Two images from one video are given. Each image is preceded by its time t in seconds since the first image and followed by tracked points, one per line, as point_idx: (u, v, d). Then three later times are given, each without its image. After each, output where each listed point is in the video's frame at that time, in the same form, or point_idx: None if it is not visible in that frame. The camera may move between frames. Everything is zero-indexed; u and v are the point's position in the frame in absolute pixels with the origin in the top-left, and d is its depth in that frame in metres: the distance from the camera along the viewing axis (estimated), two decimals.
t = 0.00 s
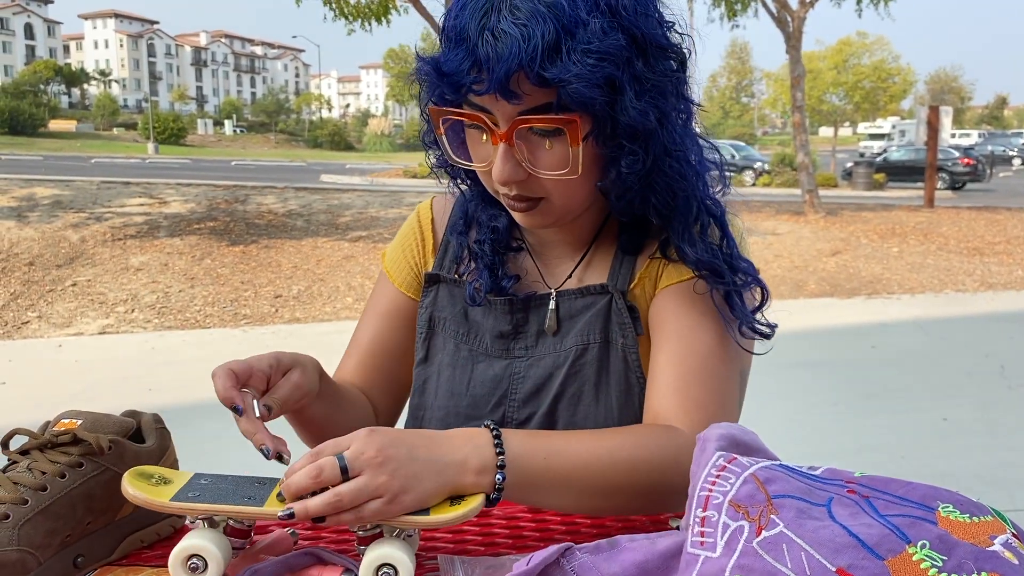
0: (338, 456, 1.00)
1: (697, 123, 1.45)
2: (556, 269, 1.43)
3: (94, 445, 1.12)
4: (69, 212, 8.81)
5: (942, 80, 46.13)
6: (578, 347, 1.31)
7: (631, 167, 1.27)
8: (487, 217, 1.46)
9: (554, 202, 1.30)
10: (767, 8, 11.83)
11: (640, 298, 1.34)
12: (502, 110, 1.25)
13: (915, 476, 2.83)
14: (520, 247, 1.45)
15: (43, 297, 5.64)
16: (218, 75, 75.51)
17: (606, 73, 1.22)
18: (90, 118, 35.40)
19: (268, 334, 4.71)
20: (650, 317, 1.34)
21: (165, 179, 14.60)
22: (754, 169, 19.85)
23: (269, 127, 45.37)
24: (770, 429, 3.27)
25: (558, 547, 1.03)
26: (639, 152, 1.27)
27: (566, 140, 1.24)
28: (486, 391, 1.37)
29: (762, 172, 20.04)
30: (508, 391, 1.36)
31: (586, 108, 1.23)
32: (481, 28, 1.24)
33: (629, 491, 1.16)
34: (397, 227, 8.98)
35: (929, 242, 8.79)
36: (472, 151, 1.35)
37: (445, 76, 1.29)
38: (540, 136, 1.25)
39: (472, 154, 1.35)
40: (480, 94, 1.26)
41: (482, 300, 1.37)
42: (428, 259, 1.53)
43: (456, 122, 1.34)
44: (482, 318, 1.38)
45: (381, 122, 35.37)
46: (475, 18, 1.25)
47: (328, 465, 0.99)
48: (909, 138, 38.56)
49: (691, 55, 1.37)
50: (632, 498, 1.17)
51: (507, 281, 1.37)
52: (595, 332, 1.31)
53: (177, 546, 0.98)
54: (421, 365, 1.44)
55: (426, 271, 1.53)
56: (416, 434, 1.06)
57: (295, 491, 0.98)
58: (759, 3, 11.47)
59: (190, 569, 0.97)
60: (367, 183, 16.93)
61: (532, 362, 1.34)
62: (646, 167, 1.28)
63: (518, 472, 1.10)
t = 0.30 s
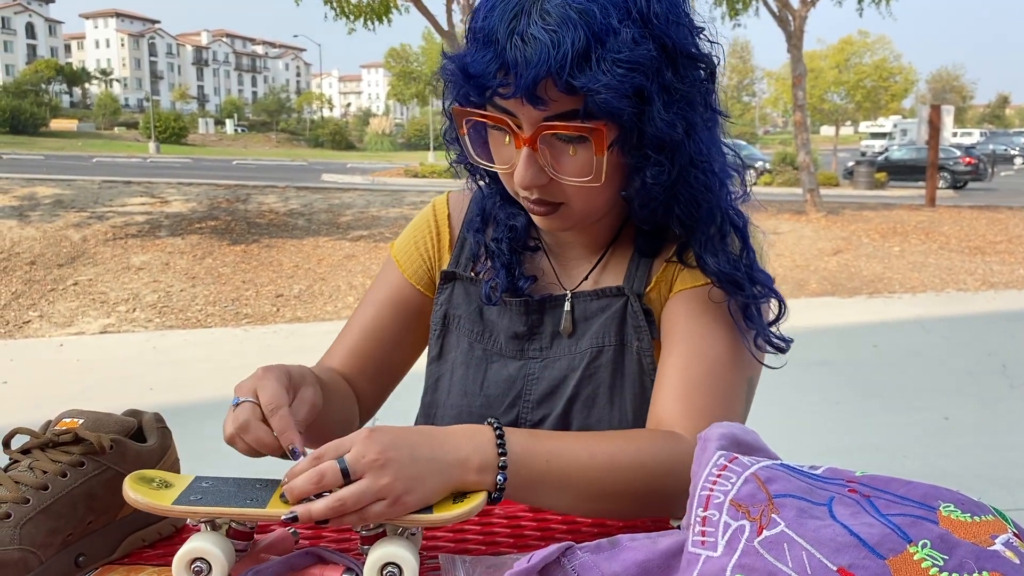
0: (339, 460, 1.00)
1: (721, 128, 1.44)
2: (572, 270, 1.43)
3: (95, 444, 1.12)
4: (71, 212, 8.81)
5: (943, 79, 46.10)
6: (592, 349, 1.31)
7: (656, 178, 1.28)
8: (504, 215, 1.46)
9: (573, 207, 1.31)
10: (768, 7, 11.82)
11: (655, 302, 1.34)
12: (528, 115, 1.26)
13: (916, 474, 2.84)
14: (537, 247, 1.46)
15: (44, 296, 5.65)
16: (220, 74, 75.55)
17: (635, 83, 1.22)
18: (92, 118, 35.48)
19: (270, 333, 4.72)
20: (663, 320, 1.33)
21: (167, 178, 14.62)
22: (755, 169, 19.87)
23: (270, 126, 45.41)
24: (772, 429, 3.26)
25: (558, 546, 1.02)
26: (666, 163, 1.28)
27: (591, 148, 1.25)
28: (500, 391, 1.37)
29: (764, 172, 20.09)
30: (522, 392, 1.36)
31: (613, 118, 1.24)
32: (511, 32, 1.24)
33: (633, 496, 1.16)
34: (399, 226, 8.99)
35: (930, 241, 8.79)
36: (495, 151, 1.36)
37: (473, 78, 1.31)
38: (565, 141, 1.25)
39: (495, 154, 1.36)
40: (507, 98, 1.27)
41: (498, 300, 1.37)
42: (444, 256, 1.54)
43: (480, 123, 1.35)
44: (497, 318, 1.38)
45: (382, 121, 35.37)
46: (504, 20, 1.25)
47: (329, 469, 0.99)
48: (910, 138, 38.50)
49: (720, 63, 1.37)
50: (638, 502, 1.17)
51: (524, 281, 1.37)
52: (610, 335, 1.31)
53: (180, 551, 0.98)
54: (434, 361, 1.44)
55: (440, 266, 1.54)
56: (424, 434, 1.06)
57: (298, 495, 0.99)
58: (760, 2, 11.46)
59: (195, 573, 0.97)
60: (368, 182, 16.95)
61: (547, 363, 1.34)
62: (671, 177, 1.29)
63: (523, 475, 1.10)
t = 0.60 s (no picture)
0: (339, 462, 0.99)
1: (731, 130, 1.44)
2: (579, 271, 1.43)
3: (96, 444, 1.12)
4: (71, 211, 8.82)
5: (944, 79, 46.08)
6: (599, 350, 1.31)
7: (667, 182, 1.28)
8: (512, 214, 1.46)
9: (583, 209, 1.31)
10: (769, 7, 11.82)
11: (662, 303, 1.34)
12: (539, 118, 1.26)
13: (918, 474, 2.84)
14: (543, 247, 1.46)
15: (45, 295, 5.66)
16: (221, 74, 75.57)
17: (648, 88, 1.22)
18: (93, 117, 35.52)
19: (271, 332, 4.72)
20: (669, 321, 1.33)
21: (168, 178, 14.64)
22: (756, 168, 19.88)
23: (271, 126, 45.43)
24: (773, 428, 3.26)
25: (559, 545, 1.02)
26: (677, 167, 1.28)
27: (601, 151, 1.25)
28: (505, 390, 1.37)
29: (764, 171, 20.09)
30: (527, 391, 1.36)
31: (624, 122, 1.24)
32: (522, 34, 1.24)
33: (633, 497, 1.16)
34: (399, 225, 9.00)
35: (931, 241, 8.79)
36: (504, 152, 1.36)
37: (483, 80, 1.30)
38: (574, 145, 1.25)
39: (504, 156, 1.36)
40: (517, 100, 1.26)
41: (504, 299, 1.37)
42: (448, 255, 1.54)
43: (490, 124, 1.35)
44: (503, 317, 1.38)
45: (383, 121, 35.42)
46: (516, 22, 1.25)
47: (328, 471, 0.99)
48: (912, 138, 38.47)
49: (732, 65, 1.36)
50: (639, 503, 1.17)
51: (530, 281, 1.37)
52: (616, 336, 1.31)
53: (180, 550, 0.98)
54: (438, 359, 1.44)
55: (445, 264, 1.54)
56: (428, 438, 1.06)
57: (298, 496, 0.98)
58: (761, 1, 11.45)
59: (194, 572, 0.97)
60: (368, 182, 16.96)
61: (553, 363, 1.35)
62: (682, 181, 1.29)
63: (526, 475, 1.10)
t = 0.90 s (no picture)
0: (339, 464, 0.99)
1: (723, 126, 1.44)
2: (574, 269, 1.43)
3: (95, 444, 1.12)
4: (72, 211, 8.82)
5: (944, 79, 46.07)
6: (596, 347, 1.32)
7: (651, 182, 1.28)
8: (507, 214, 1.46)
9: (573, 210, 1.31)
10: (769, 7, 11.83)
11: (659, 300, 1.34)
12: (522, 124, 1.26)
13: (917, 474, 2.84)
14: (541, 246, 1.46)
15: (46, 295, 5.66)
16: (221, 74, 75.57)
17: (627, 90, 1.21)
18: (93, 118, 35.55)
19: (271, 332, 4.72)
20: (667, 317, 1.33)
21: (168, 179, 14.63)
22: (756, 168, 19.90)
23: (271, 126, 45.42)
24: (774, 428, 3.26)
25: (559, 545, 1.02)
26: (660, 167, 1.27)
27: (585, 154, 1.25)
28: (504, 388, 1.37)
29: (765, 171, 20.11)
30: (526, 389, 1.36)
31: (605, 125, 1.23)
32: (502, 41, 1.23)
33: (632, 494, 1.16)
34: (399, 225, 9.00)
35: (931, 241, 8.79)
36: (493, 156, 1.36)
37: (466, 87, 1.30)
38: (559, 148, 1.25)
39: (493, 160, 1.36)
40: (501, 106, 1.26)
41: (502, 297, 1.37)
42: (445, 255, 1.54)
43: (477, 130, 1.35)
44: (501, 315, 1.38)
45: (383, 121, 35.42)
46: (496, 28, 1.24)
47: (325, 474, 0.98)
48: (912, 138, 38.49)
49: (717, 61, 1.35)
50: (640, 499, 1.17)
51: (527, 279, 1.38)
52: (615, 333, 1.31)
53: (180, 550, 0.98)
54: (437, 359, 1.44)
55: (440, 264, 1.55)
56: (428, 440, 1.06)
57: (297, 497, 0.98)
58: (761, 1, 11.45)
59: (193, 572, 0.97)
60: (368, 182, 16.95)
61: (551, 360, 1.35)
62: (666, 181, 1.29)
63: (524, 474, 1.10)
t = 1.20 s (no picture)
0: (338, 467, 0.99)
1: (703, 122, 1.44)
2: (567, 264, 1.44)
3: (95, 444, 1.12)
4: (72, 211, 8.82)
5: (944, 80, 46.07)
6: (591, 339, 1.32)
7: (624, 176, 1.28)
8: (498, 213, 1.46)
9: (554, 207, 1.32)
10: (769, 7, 11.83)
11: (652, 290, 1.35)
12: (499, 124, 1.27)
13: (916, 474, 2.83)
14: (532, 243, 1.47)
15: (46, 295, 5.65)
16: (220, 74, 75.55)
17: (594, 86, 1.21)
18: (93, 118, 35.57)
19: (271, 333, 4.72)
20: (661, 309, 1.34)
21: (168, 179, 14.63)
22: (756, 169, 19.91)
23: (271, 127, 45.41)
24: (773, 429, 3.26)
25: (559, 545, 1.02)
26: (631, 161, 1.27)
27: (559, 151, 1.25)
28: (499, 380, 1.37)
29: (765, 171, 20.14)
30: (522, 382, 1.37)
31: (576, 121, 1.23)
32: (472, 45, 1.24)
33: (627, 483, 1.16)
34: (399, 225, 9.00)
35: (931, 241, 8.79)
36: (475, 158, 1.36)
37: (440, 93, 1.30)
38: (535, 147, 1.25)
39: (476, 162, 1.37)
40: (475, 109, 1.27)
41: (495, 292, 1.38)
42: (442, 253, 1.55)
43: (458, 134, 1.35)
44: (496, 309, 1.39)
45: (383, 121, 35.40)
46: (466, 33, 1.25)
47: (325, 476, 0.98)
48: (911, 138, 38.54)
49: (689, 56, 1.35)
50: (635, 488, 1.17)
51: (522, 273, 1.39)
52: (609, 324, 1.32)
53: (180, 549, 0.98)
54: (434, 354, 1.46)
55: (435, 259, 1.56)
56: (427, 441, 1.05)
57: (297, 498, 0.98)
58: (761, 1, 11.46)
59: (193, 572, 0.97)
60: (368, 183, 16.95)
61: (546, 352, 1.35)
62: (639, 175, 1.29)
63: (527, 465, 1.10)
